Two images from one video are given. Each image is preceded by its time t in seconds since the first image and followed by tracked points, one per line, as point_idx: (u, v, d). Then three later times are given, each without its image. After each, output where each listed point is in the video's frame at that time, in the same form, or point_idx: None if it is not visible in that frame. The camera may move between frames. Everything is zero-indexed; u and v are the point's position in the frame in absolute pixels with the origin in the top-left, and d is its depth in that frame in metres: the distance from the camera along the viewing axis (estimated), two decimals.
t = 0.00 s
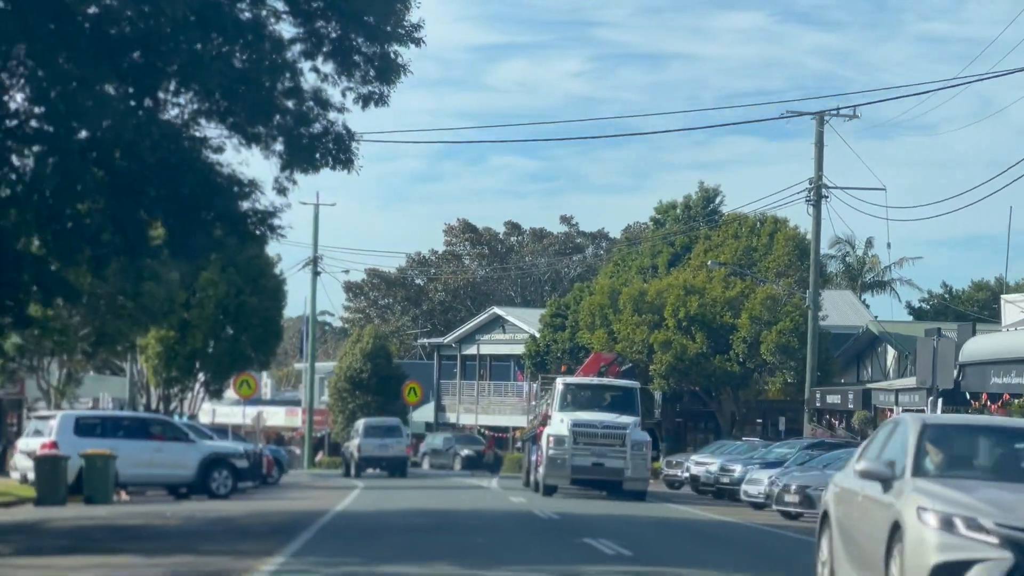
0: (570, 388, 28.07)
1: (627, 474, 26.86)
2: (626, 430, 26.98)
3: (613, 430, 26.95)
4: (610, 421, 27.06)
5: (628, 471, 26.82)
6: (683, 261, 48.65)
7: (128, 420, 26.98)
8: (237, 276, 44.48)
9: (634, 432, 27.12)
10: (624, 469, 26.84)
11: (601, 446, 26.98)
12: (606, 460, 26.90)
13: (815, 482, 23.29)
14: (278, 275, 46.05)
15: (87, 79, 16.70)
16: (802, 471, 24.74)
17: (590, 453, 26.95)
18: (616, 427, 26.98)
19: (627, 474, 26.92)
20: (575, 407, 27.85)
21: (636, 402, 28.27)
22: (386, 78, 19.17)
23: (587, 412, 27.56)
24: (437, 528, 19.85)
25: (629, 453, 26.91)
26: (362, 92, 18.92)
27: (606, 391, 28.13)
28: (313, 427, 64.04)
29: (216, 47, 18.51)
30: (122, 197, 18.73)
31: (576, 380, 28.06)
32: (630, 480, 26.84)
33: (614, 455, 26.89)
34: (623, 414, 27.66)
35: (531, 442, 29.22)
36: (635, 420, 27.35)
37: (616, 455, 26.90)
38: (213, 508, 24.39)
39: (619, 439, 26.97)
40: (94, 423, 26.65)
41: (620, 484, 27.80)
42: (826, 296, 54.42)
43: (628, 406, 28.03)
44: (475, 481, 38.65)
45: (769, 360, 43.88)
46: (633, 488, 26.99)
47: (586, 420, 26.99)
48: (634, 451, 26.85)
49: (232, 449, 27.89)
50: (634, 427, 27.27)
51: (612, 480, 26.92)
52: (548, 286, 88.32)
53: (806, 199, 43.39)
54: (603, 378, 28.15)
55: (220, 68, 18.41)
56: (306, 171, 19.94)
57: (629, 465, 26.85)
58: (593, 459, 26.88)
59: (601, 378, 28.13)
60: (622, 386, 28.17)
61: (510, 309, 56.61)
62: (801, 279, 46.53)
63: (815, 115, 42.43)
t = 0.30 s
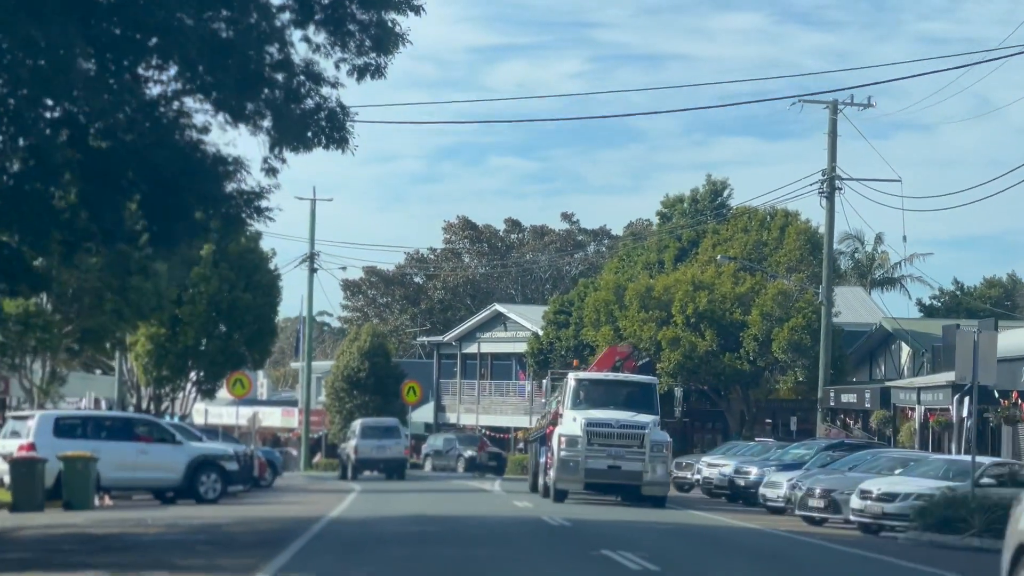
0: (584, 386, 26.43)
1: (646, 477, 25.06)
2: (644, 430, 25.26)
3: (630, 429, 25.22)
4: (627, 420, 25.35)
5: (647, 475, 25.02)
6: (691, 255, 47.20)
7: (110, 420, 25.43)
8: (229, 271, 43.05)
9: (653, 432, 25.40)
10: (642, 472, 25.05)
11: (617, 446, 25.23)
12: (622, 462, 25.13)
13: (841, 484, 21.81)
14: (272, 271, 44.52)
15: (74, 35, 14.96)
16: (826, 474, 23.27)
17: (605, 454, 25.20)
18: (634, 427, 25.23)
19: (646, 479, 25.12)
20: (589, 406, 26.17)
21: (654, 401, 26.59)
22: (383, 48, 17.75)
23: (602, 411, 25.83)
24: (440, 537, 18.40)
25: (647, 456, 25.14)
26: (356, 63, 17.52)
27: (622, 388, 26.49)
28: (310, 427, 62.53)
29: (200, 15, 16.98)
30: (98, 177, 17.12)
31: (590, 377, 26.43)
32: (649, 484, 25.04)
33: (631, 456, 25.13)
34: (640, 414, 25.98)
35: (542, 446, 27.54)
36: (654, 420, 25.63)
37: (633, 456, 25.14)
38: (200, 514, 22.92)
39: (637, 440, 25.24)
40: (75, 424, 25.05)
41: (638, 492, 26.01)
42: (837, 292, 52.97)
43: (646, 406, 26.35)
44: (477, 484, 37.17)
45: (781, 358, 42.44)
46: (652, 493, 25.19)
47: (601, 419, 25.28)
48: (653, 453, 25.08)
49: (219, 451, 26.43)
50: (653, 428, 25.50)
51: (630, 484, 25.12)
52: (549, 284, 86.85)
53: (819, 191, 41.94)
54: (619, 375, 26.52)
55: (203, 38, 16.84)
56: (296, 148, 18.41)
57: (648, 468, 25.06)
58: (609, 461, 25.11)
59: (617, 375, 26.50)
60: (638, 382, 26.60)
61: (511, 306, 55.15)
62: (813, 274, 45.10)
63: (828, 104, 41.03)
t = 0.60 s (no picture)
0: (599, 378, 24.31)
1: (668, 478, 22.94)
2: (666, 426, 23.13)
3: (651, 425, 23.09)
4: (647, 415, 23.21)
5: (669, 475, 22.90)
6: (698, 246, 45.76)
7: (90, 417, 23.98)
8: (221, 263, 41.63)
9: (677, 429, 23.27)
10: (663, 472, 22.92)
11: (636, 443, 23.10)
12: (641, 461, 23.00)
13: (870, 484, 20.44)
14: (265, 263, 43.06)
15: None
16: (852, 473, 21.89)
17: (623, 452, 23.05)
18: (654, 423, 23.11)
19: (667, 479, 23.00)
20: (605, 399, 24.07)
21: (676, 393, 24.45)
22: (377, 8, 16.35)
23: (618, 405, 23.78)
24: (443, 543, 16.98)
25: (669, 454, 23.03)
26: (350, 25, 16.05)
27: (642, 380, 24.36)
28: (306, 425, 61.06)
29: None
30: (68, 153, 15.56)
31: (606, 368, 24.33)
32: (671, 485, 22.91)
33: (652, 455, 23.01)
34: (660, 408, 23.86)
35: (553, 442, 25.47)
36: (676, 415, 23.52)
37: (653, 455, 23.02)
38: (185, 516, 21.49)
39: (658, 437, 23.12)
40: (53, 421, 23.59)
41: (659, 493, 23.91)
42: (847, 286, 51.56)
43: (667, 399, 24.23)
44: (478, 483, 35.71)
45: (792, 352, 41.03)
46: (674, 496, 23.06)
47: (618, 414, 23.15)
48: (675, 451, 22.98)
49: (207, 448, 24.95)
50: (676, 424, 23.39)
51: (650, 485, 23.00)
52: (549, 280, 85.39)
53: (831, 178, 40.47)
54: (637, 365, 24.40)
55: None
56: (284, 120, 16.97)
57: (670, 468, 22.95)
58: (628, 461, 22.98)
59: (635, 366, 24.38)
60: (658, 373, 24.42)
61: (512, 301, 53.70)
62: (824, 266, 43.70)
63: (841, 89, 39.60)
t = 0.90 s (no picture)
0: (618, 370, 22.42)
1: (696, 480, 21.11)
2: (694, 423, 21.28)
3: (677, 422, 21.24)
4: (671, 411, 21.35)
5: (697, 476, 21.07)
6: (707, 239, 44.32)
7: (69, 414, 22.50)
8: (213, 255, 40.03)
9: (704, 426, 21.44)
10: (691, 474, 21.09)
11: (660, 442, 21.25)
12: (666, 462, 21.15)
13: (904, 485, 18.99)
14: (259, 256, 41.60)
15: None
16: (883, 473, 20.41)
17: (646, 452, 21.18)
18: (680, 420, 21.26)
19: (695, 481, 21.14)
20: (625, 392, 22.19)
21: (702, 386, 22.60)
22: None
23: (638, 400, 21.91)
24: (446, 551, 15.54)
25: (697, 453, 21.19)
26: None
27: (665, 372, 22.47)
28: (302, 424, 59.59)
29: None
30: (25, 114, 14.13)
31: (625, 359, 22.44)
32: (699, 488, 21.09)
33: (678, 454, 21.16)
34: (685, 402, 22.01)
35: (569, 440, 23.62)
36: (705, 411, 21.68)
37: (680, 455, 21.18)
38: (169, 520, 20.04)
39: (684, 435, 21.29)
40: (28, 419, 22.15)
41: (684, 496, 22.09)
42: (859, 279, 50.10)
43: (692, 392, 22.37)
44: (481, 484, 34.23)
45: (805, 348, 39.62)
46: (703, 499, 21.25)
47: (640, 410, 21.27)
48: (704, 449, 21.14)
49: (194, 447, 23.46)
50: (703, 419, 21.55)
51: (676, 488, 21.15)
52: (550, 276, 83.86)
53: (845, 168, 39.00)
54: (659, 355, 22.51)
55: None
56: (270, 87, 15.45)
57: (698, 468, 21.11)
58: (652, 461, 21.12)
59: (657, 356, 22.50)
60: (682, 364, 22.58)
61: (514, 296, 52.21)
62: (837, 258, 42.28)
63: (856, 74, 38.14)
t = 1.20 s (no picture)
0: (642, 359, 20.48)
1: (730, 484, 19.17)
2: (728, 420, 19.36)
3: (709, 419, 19.30)
4: (702, 406, 19.41)
5: (732, 480, 19.15)
6: (716, 230, 42.90)
7: (45, 411, 21.07)
8: (203, 247, 38.61)
9: (739, 423, 19.50)
10: (724, 477, 19.15)
11: (690, 441, 19.31)
12: (697, 464, 19.20)
13: (944, 488, 17.61)
14: (252, 249, 40.22)
15: None
16: (918, 476, 18.96)
17: (674, 453, 19.23)
18: (713, 417, 19.35)
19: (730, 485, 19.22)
20: (650, 384, 20.27)
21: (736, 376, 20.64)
22: None
23: (665, 394, 19.98)
24: (450, 562, 14.09)
25: (732, 454, 19.27)
26: None
27: (695, 362, 20.50)
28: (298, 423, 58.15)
29: None
30: None
31: (651, 347, 20.50)
32: (733, 493, 19.16)
33: (710, 455, 19.22)
34: (717, 397, 20.10)
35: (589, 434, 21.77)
36: (740, 406, 19.76)
37: (712, 455, 19.23)
38: (148, 525, 18.59)
39: (717, 433, 19.37)
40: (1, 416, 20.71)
41: (717, 501, 20.13)
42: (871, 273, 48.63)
43: (725, 384, 20.44)
44: (483, 485, 32.78)
45: (819, 343, 38.20)
46: (738, 505, 19.32)
47: (668, 406, 19.34)
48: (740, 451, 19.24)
49: (179, 447, 22.00)
50: (738, 415, 19.64)
51: (709, 493, 19.21)
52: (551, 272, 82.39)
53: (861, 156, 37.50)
54: (687, 344, 20.56)
55: None
56: (254, 47, 13.97)
57: (733, 471, 19.19)
58: (681, 462, 19.19)
59: (686, 345, 20.55)
60: (712, 353, 20.62)
61: (515, 291, 50.71)
62: (852, 250, 40.83)
63: (872, 58, 36.66)
